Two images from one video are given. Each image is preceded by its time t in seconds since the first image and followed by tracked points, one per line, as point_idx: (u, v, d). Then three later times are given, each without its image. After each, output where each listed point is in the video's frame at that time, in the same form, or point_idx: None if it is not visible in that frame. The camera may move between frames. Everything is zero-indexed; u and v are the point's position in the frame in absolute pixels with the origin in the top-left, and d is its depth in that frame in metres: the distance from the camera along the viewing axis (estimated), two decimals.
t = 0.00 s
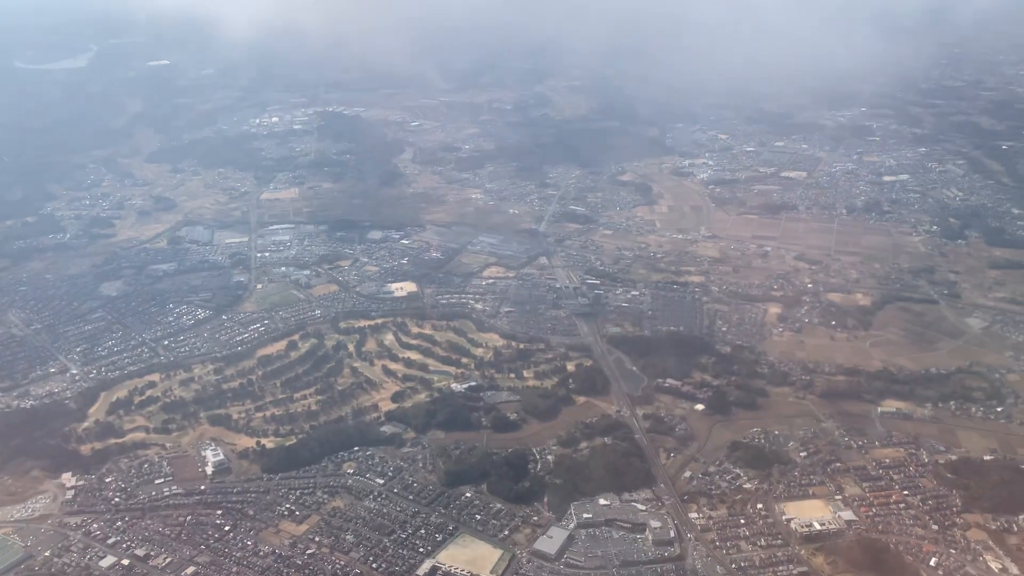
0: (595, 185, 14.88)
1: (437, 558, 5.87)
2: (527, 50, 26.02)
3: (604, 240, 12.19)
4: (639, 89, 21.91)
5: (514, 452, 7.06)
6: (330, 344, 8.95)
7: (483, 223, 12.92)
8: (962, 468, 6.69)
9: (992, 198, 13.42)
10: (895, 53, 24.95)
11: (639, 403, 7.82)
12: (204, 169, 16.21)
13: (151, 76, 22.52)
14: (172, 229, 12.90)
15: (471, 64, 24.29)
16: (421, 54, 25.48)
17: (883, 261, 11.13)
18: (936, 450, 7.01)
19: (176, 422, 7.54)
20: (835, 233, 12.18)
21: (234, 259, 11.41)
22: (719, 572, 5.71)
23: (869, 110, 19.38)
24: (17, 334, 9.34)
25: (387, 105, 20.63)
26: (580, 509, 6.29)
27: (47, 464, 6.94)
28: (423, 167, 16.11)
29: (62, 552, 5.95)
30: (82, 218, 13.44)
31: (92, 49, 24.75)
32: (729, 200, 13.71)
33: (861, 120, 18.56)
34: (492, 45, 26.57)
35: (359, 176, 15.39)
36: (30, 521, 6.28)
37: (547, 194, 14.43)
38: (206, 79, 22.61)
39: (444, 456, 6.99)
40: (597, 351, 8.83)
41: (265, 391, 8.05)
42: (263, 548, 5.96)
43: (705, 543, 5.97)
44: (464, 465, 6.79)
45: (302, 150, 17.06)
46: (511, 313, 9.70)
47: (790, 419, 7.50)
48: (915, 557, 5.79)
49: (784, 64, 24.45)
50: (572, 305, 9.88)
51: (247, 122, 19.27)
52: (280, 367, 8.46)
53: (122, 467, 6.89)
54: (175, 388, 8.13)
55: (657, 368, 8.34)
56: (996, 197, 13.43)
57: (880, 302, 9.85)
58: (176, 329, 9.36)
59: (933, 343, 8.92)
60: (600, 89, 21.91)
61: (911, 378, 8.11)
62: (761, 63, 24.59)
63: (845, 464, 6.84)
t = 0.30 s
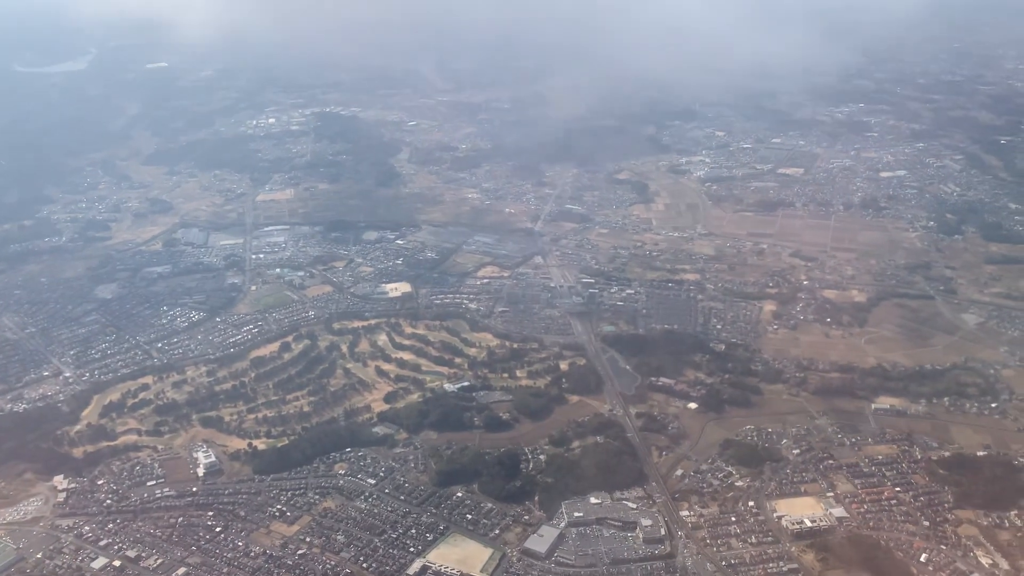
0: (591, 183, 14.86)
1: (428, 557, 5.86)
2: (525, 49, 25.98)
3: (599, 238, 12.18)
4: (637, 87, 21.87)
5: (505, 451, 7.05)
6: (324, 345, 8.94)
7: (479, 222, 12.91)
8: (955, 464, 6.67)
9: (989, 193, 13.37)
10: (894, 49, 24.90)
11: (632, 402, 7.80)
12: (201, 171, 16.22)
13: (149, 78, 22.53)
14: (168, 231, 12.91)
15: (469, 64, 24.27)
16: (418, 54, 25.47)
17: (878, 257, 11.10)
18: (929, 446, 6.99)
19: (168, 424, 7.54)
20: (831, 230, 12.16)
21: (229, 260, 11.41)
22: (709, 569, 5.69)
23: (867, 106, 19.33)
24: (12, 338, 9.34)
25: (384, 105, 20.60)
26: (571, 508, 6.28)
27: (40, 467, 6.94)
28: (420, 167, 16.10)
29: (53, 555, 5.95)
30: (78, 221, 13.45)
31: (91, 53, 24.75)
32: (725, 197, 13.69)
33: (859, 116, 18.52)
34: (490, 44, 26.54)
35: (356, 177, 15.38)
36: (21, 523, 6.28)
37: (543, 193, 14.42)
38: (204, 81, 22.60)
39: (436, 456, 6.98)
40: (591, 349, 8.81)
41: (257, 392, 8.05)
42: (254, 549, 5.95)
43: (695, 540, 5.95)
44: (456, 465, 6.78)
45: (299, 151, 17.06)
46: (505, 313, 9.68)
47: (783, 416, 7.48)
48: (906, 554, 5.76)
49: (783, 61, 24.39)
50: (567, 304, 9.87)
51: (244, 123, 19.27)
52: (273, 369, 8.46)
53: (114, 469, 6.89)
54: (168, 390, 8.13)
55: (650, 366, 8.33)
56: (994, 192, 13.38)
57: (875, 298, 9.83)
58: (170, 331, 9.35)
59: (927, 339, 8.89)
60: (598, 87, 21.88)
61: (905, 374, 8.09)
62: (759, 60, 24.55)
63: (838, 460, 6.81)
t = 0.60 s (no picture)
0: (588, 180, 14.87)
1: (417, 552, 5.90)
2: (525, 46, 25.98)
3: (595, 235, 12.20)
4: (636, 83, 21.87)
5: (497, 446, 7.09)
6: (318, 343, 8.99)
7: (476, 219, 12.94)
8: (945, 457, 6.69)
9: (987, 187, 13.35)
10: (895, 43, 24.82)
11: (624, 397, 7.83)
12: (200, 171, 16.28)
13: (149, 79, 22.57)
14: (166, 231, 12.97)
15: (468, 61, 24.28)
16: (418, 52, 25.48)
17: (874, 251, 11.10)
18: (920, 440, 7.01)
19: (163, 422, 7.60)
20: (827, 224, 12.16)
21: (226, 259, 11.47)
22: (697, 563, 5.72)
23: (866, 100, 19.29)
24: (10, 337, 9.41)
25: (383, 103, 20.63)
26: (561, 503, 6.31)
27: (35, 465, 7.00)
28: (418, 165, 16.14)
29: (46, 552, 6.00)
30: (78, 221, 13.51)
31: (92, 53, 24.81)
32: (722, 193, 13.70)
33: (858, 111, 18.49)
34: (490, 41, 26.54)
35: (353, 175, 15.42)
36: (15, 521, 6.34)
37: (540, 190, 14.44)
38: (204, 80, 22.64)
39: (429, 452, 7.02)
40: (585, 346, 8.84)
41: (252, 390, 8.10)
42: (245, 545, 6.00)
43: (684, 534, 5.98)
44: (447, 460, 6.82)
45: (298, 150, 17.11)
46: (500, 310, 9.72)
47: (774, 410, 7.50)
48: (893, 547, 5.78)
49: (783, 56, 24.35)
50: (561, 300, 9.90)
51: (243, 123, 19.32)
52: (268, 366, 8.51)
53: (108, 467, 6.95)
54: (163, 388, 8.19)
55: (643, 362, 8.36)
56: (991, 186, 13.36)
57: (870, 293, 9.83)
58: (166, 330, 9.41)
59: (921, 333, 8.90)
60: (598, 83, 21.87)
61: (897, 368, 8.10)
62: (759, 55, 24.50)
63: (828, 454, 6.83)
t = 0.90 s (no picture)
0: (584, 176, 14.86)
1: (406, 549, 5.91)
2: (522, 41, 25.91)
3: (590, 231, 12.20)
4: (633, 78, 21.83)
5: (487, 443, 7.09)
6: (311, 340, 9.00)
7: (471, 216, 12.94)
8: (934, 452, 6.69)
9: (982, 181, 13.33)
10: (892, 36, 24.77)
11: (615, 393, 7.84)
12: (197, 169, 16.28)
13: (146, 77, 22.56)
14: (161, 229, 12.98)
15: (465, 57, 24.24)
16: (415, 49, 25.45)
17: (868, 246, 11.09)
18: (910, 435, 7.01)
19: (155, 420, 7.61)
20: (821, 219, 12.15)
21: (220, 257, 11.48)
22: (685, 558, 5.73)
23: (863, 95, 19.25)
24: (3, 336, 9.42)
25: (380, 100, 20.61)
26: (550, 499, 6.33)
27: (27, 462, 7.03)
28: (414, 161, 16.13)
29: (35, 550, 6.02)
30: (74, 220, 13.52)
31: (90, 52, 24.80)
32: (717, 188, 13.69)
33: (854, 105, 18.44)
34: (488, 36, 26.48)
35: (349, 172, 15.41)
36: (5, 519, 6.35)
37: (536, 186, 14.44)
38: (202, 78, 22.61)
39: (419, 449, 7.03)
40: (577, 342, 8.84)
41: (244, 387, 8.12)
42: (234, 542, 6.02)
43: (672, 529, 5.99)
44: (437, 457, 6.82)
45: (294, 147, 17.11)
46: (493, 306, 9.72)
47: (765, 406, 7.50)
48: (880, 542, 5.78)
49: (781, 50, 24.29)
50: (554, 296, 9.91)
51: (240, 120, 19.31)
52: (261, 364, 8.52)
53: (99, 464, 6.97)
54: (155, 386, 8.20)
55: (634, 358, 8.36)
56: (986, 180, 13.35)
57: (863, 288, 9.83)
58: (159, 328, 9.42)
59: (914, 327, 8.89)
60: (595, 79, 21.82)
61: (889, 363, 8.10)
62: (758, 49, 24.45)
63: (817, 449, 6.84)
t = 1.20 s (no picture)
0: (579, 171, 14.85)
1: (393, 544, 5.93)
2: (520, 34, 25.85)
3: (583, 226, 12.20)
4: (630, 73, 21.79)
5: (476, 438, 7.11)
6: (302, 336, 9.01)
7: (465, 212, 12.94)
8: (921, 447, 6.70)
9: (976, 175, 13.32)
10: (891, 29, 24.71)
11: (605, 388, 7.85)
12: (192, 165, 16.29)
13: (143, 74, 22.52)
14: (156, 225, 12.99)
15: (462, 52, 24.18)
16: (412, 43, 25.40)
17: (861, 241, 11.09)
18: (898, 429, 7.02)
19: (145, 416, 7.63)
20: (815, 214, 12.15)
21: (214, 253, 11.49)
22: (670, 552, 5.75)
23: (859, 89, 19.22)
24: None
25: (377, 95, 20.56)
26: (538, 494, 6.35)
27: (17, 459, 7.04)
28: (409, 157, 16.13)
29: (24, 545, 6.05)
30: (69, 217, 13.53)
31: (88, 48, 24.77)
32: (711, 183, 13.69)
33: (851, 100, 18.39)
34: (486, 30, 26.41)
35: (345, 168, 15.40)
36: None
37: (530, 182, 14.43)
38: (199, 74, 22.58)
39: (408, 444, 7.04)
40: (568, 337, 8.85)
41: (234, 383, 8.13)
42: (222, 538, 6.04)
43: (658, 524, 6.01)
44: (426, 453, 6.84)
45: (290, 143, 17.11)
46: (485, 302, 9.73)
47: (754, 400, 7.51)
48: (865, 536, 5.79)
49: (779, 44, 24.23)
50: (547, 292, 9.91)
51: (237, 116, 19.30)
52: (252, 360, 8.53)
53: (89, 461, 6.99)
54: (147, 382, 8.22)
55: (625, 353, 8.37)
56: (981, 175, 13.33)
57: (855, 282, 9.83)
58: (152, 325, 9.44)
59: (905, 322, 8.90)
60: (592, 74, 21.78)
61: (879, 358, 8.10)
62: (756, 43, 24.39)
63: (805, 444, 6.85)
